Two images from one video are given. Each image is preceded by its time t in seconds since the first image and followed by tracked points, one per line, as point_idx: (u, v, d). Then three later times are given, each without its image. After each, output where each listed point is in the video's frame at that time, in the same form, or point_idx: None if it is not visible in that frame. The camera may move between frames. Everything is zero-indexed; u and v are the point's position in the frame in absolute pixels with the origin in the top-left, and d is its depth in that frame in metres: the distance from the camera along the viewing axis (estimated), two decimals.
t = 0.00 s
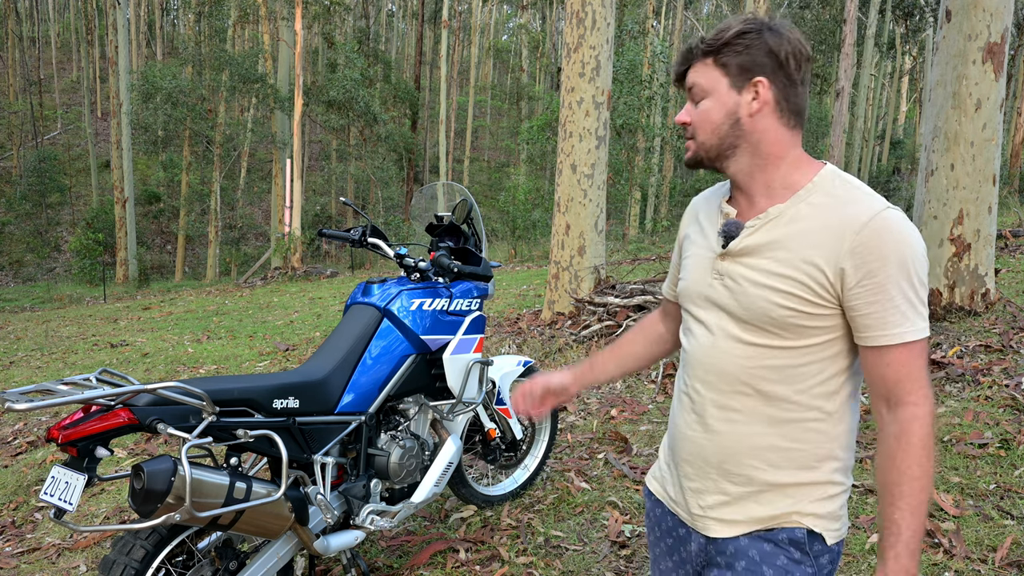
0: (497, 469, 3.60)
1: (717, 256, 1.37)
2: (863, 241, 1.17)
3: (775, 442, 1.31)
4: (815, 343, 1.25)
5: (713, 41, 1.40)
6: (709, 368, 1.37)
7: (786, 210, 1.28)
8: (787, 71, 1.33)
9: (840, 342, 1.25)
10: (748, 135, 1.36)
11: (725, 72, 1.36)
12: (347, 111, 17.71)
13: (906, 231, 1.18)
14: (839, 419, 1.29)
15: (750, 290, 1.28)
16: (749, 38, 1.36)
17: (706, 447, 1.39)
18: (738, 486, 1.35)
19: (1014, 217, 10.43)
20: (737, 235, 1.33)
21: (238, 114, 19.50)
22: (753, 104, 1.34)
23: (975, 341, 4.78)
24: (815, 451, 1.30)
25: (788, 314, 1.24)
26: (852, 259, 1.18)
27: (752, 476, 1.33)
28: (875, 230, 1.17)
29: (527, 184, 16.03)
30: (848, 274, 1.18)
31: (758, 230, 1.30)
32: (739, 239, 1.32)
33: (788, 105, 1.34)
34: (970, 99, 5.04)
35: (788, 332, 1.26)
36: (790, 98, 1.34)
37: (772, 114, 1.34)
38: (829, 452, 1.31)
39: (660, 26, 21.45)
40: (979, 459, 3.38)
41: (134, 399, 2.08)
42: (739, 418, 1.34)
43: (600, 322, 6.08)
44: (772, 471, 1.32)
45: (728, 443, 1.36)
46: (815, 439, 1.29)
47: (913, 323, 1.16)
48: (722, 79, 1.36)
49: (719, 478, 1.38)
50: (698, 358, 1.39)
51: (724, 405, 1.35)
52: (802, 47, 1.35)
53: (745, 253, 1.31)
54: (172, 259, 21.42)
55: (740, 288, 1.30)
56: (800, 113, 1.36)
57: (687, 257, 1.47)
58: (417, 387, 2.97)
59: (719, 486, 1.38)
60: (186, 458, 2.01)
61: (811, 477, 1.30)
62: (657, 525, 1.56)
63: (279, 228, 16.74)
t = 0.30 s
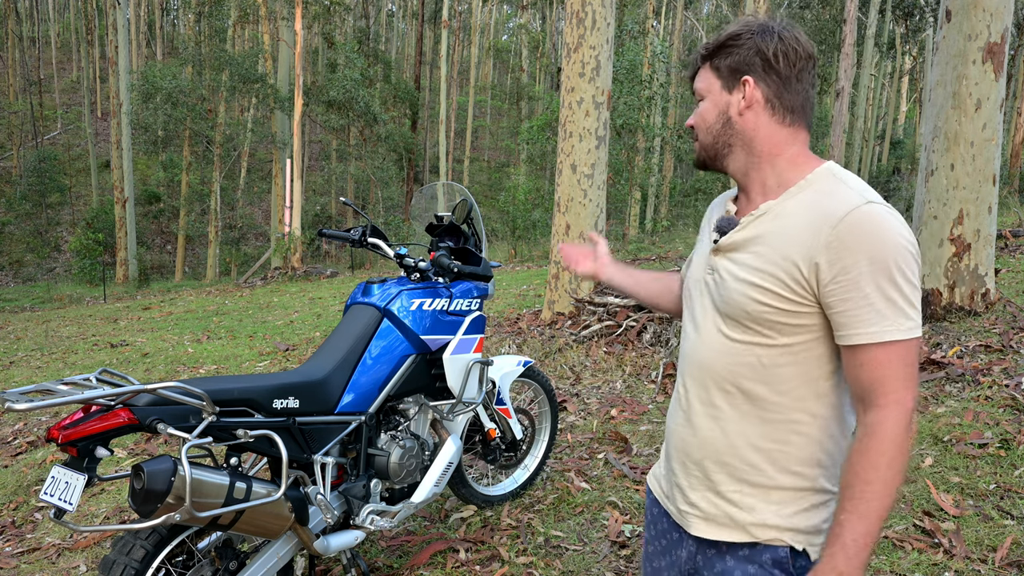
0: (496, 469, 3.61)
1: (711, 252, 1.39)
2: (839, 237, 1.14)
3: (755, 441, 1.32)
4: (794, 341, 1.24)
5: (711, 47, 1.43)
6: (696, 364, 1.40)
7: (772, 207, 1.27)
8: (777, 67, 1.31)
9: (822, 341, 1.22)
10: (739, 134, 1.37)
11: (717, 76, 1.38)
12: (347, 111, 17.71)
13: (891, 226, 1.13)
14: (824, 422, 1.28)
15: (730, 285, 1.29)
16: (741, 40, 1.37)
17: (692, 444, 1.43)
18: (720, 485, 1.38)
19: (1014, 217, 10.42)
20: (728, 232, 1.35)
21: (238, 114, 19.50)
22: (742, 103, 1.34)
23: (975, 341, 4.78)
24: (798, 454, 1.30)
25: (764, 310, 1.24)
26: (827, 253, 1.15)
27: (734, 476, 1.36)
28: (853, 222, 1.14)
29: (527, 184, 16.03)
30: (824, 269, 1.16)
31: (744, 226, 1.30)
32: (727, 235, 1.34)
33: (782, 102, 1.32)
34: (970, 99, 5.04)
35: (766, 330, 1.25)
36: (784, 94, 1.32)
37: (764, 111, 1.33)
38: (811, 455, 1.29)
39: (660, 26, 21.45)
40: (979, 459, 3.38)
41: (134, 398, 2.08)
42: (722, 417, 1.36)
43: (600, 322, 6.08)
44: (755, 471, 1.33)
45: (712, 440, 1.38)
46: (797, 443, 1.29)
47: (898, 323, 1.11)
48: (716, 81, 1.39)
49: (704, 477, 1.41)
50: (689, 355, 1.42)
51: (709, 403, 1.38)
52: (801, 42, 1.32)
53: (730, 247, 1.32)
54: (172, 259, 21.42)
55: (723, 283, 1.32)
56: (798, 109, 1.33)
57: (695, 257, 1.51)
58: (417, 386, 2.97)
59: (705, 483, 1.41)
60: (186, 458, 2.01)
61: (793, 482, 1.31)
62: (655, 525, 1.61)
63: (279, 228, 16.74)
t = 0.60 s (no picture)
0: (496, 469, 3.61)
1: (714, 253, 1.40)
2: (831, 236, 1.13)
3: (746, 447, 1.33)
4: (788, 346, 1.23)
5: (721, 41, 1.43)
6: (695, 366, 1.42)
7: (776, 208, 1.26)
8: (787, 59, 1.31)
9: (814, 347, 1.21)
10: (746, 129, 1.36)
11: (726, 70, 1.39)
12: (347, 111, 17.71)
13: (891, 227, 1.11)
14: (816, 433, 1.27)
15: (727, 285, 1.30)
16: (750, 33, 1.38)
17: (688, 447, 1.45)
18: (711, 489, 1.40)
19: (1015, 217, 10.42)
20: (731, 232, 1.35)
21: (238, 114, 19.50)
22: (751, 96, 1.34)
23: (975, 341, 4.78)
24: (787, 464, 1.30)
25: (756, 311, 1.24)
26: (819, 253, 1.14)
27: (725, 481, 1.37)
28: (849, 219, 1.13)
29: (527, 184, 16.04)
30: (815, 270, 1.15)
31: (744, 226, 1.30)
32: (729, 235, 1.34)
33: (792, 95, 1.32)
34: (970, 99, 5.04)
35: (759, 332, 1.25)
36: (794, 87, 1.31)
37: (773, 104, 1.33)
38: (802, 466, 1.29)
39: (660, 26, 21.45)
40: (979, 459, 3.38)
41: (135, 398, 2.08)
42: (717, 421, 1.37)
43: (600, 322, 6.08)
44: (746, 477, 1.34)
45: (705, 444, 1.40)
46: (788, 451, 1.29)
47: (889, 329, 1.09)
48: (724, 74, 1.40)
49: (696, 480, 1.43)
50: (690, 357, 1.44)
51: (704, 405, 1.39)
52: (812, 34, 1.32)
53: (732, 247, 1.32)
54: (172, 259, 21.42)
55: (721, 284, 1.32)
56: (808, 101, 1.32)
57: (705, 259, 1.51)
58: (417, 386, 2.97)
59: (697, 486, 1.43)
60: (186, 458, 2.01)
61: (783, 491, 1.31)
62: (656, 529, 1.65)
63: (279, 228, 16.74)
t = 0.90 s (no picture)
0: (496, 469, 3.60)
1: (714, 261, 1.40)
2: (829, 246, 1.13)
3: (744, 455, 1.33)
4: (786, 355, 1.23)
5: (708, 48, 1.44)
6: (694, 374, 1.42)
7: (773, 216, 1.26)
8: (775, 62, 1.31)
9: (813, 356, 1.21)
10: (735, 137, 1.37)
11: (715, 77, 1.39)
12: (346, 111, 17.72)
13: (889, 235, 1.10)
14: (814, 442, 1.27)
15: (726, 294, 1.30)
16: (735, 39, 1.39)
17: (686, 455, 1.45)
18: (708, 497, 1.40)
19: (1015, 217, 10.42)
20: (729, 241, 1.35)
21: (238, 114, 19.51)
22: (741, 101, 1.34)
23: (975, 341, 4.78)
24: (786, 472, 1.29)
25: (754, 322, 1.24)
26: (817, 261, 1.14)
27: (722, 489, 1.37)
28: (845, 226, 1.13)
29: (527, 184, 16.04)
30: (813, 279, 1.14)
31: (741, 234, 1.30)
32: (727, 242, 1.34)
33: (783, 98, 1.31)
34: (970, 99, 5.04)
35: (758, 342, 1.25)
36: (785, 90, 1.31)
37: (764, 108, 1.33)
38: (800, 475, 1.29)
39: (660, 26, 21.44)
40: (979, 459, 3.38)
41: (134, 399, 2.08)
42: (714, 430, 1.37)
43: (600, 322, 6.08)
44: (742, 485, 1.34)
45: (702, 451, 1.40)
46: (787, 460, 1.29)
47: (889, 340, 1.09)
48: (711, 80, 1.41)
49: (693, 487, 1.43)
50: (688, 366, 1.44)
51: (702, 414, 1.40)
52: (799, 35, 1.32)
53: (730, 255, 1.32)
54: (172, 259, 21.42)
55: (720, 292, 1.32)
56: (801, 103, 1.31)
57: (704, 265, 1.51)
58: (417, 387, 2.97)
59: (693, 493, 1.43)
60: (186, 458, 2.01)
61: (780, 499, 1.31)
62: (652, 534, 1.65)
63: (279, 228, 16.74)
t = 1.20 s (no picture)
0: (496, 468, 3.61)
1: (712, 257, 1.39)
2: (830, 246, 1.13)
3: (741, 455, 1.33)
4: (782, 353, 1.23)
5: (718, 39, 1.44)
6: (690, 373, 1.42)
7: (775, 212, 1.26)
8: (787, 56, 1.31)
9: (809, 354, 1.22)
10: (740, 129, 1.37)
11: (724, 67, 1.39)
12: (347, 111, 17.74)
13: (890, 237, 1.10)
14: (812, 442, 1.27)
15: (723, 291, 1.30)
16: (746, 30, 1.38)
17: (682, 453, 1.45)
18: (705, 496, 1.40)
19: (1015, 217, 10.42)
20: (729, 236, 1.35)
21: (238, 114, 19.52)
22: (750, 94, 1.34)
23: (975, 341, 4.78)
24: (782, 473, 1.29)
25: (751, 319, 1.24)
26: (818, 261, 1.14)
27: (720, 488, 1.37)
28: (847, 227, 1.13)
29: (527, 184, 16.03)
30: (813, 278, 1.14)
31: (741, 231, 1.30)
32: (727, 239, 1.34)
33: (792, 92, 1.31)
34: (970, 99, 5.03)
35: (754, 339, 1.25)
36: (795, 84, 1.31)
37: (773, 102, 1.33)
38: (798, 476, 1.29)
39: (660, 26, 21.44)
40: (979, 459, 3.38)
41: (135, 398, 2.08)
42: (711, 429, 1.37)
43: (600, 322, 6.08)
44: (740, 484, 1.34)
45: (700, 450, 1.40)
46: (784, 460, 1.29)
47: (888, 343, 1.09)
48: (719, 71, 1.41)
49: (690, 487, 1.43)
50: (685, 364, 1.44)
51: (698, 412, 1.40)
52: (811, 30, 1.32)
53: (729, 252, 1.32)
54: (172, 259, 21.44)
55: (717, 290, 1.32)
56: (809, 99, 1.31)
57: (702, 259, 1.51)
58: (417, 387, 2.97)
59: (691, 492, 1.43)
60: (186, 458, 2.01)
61: (777, 500, 1.31)
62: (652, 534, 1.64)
63: (279, 228, 16.74)
